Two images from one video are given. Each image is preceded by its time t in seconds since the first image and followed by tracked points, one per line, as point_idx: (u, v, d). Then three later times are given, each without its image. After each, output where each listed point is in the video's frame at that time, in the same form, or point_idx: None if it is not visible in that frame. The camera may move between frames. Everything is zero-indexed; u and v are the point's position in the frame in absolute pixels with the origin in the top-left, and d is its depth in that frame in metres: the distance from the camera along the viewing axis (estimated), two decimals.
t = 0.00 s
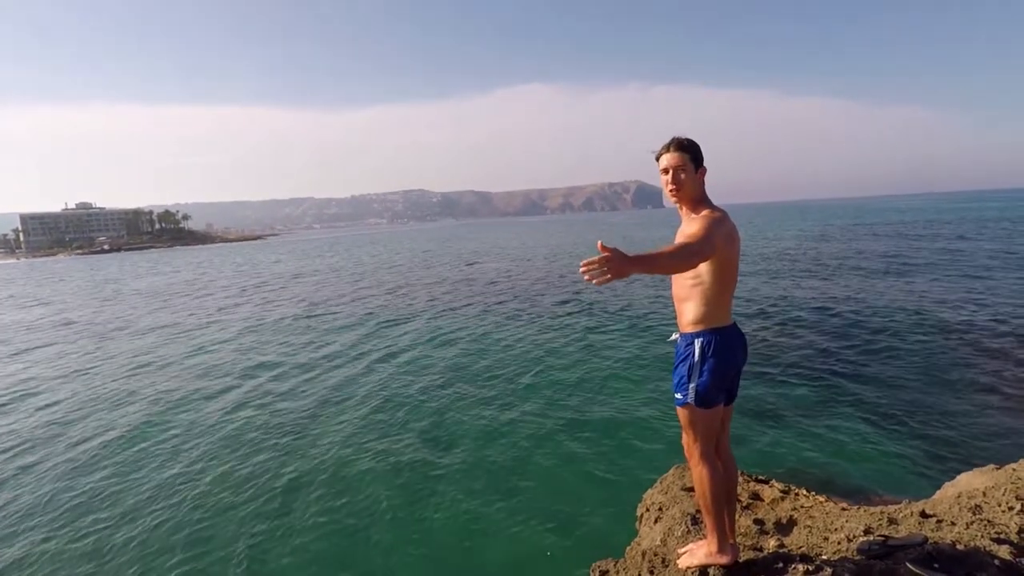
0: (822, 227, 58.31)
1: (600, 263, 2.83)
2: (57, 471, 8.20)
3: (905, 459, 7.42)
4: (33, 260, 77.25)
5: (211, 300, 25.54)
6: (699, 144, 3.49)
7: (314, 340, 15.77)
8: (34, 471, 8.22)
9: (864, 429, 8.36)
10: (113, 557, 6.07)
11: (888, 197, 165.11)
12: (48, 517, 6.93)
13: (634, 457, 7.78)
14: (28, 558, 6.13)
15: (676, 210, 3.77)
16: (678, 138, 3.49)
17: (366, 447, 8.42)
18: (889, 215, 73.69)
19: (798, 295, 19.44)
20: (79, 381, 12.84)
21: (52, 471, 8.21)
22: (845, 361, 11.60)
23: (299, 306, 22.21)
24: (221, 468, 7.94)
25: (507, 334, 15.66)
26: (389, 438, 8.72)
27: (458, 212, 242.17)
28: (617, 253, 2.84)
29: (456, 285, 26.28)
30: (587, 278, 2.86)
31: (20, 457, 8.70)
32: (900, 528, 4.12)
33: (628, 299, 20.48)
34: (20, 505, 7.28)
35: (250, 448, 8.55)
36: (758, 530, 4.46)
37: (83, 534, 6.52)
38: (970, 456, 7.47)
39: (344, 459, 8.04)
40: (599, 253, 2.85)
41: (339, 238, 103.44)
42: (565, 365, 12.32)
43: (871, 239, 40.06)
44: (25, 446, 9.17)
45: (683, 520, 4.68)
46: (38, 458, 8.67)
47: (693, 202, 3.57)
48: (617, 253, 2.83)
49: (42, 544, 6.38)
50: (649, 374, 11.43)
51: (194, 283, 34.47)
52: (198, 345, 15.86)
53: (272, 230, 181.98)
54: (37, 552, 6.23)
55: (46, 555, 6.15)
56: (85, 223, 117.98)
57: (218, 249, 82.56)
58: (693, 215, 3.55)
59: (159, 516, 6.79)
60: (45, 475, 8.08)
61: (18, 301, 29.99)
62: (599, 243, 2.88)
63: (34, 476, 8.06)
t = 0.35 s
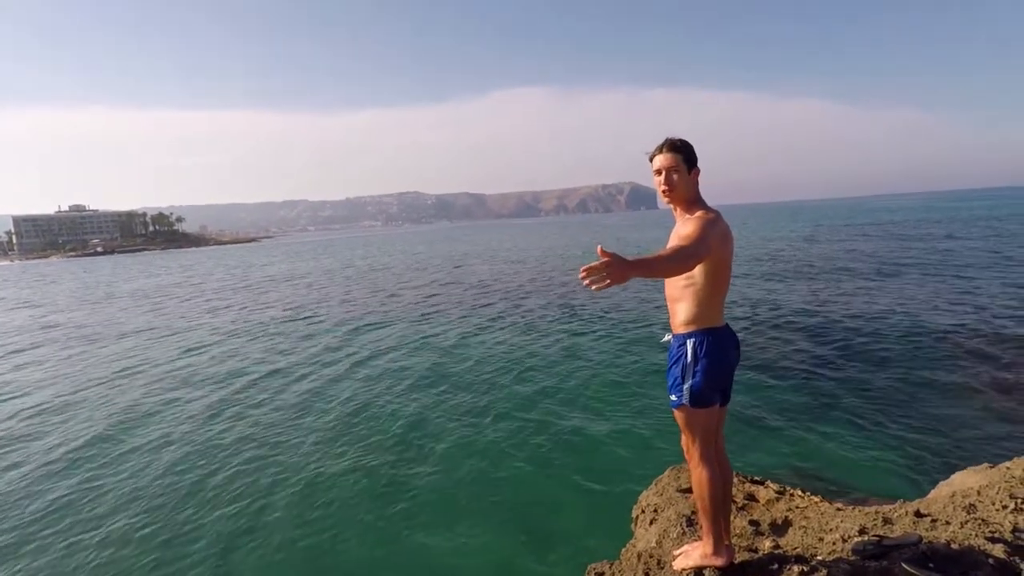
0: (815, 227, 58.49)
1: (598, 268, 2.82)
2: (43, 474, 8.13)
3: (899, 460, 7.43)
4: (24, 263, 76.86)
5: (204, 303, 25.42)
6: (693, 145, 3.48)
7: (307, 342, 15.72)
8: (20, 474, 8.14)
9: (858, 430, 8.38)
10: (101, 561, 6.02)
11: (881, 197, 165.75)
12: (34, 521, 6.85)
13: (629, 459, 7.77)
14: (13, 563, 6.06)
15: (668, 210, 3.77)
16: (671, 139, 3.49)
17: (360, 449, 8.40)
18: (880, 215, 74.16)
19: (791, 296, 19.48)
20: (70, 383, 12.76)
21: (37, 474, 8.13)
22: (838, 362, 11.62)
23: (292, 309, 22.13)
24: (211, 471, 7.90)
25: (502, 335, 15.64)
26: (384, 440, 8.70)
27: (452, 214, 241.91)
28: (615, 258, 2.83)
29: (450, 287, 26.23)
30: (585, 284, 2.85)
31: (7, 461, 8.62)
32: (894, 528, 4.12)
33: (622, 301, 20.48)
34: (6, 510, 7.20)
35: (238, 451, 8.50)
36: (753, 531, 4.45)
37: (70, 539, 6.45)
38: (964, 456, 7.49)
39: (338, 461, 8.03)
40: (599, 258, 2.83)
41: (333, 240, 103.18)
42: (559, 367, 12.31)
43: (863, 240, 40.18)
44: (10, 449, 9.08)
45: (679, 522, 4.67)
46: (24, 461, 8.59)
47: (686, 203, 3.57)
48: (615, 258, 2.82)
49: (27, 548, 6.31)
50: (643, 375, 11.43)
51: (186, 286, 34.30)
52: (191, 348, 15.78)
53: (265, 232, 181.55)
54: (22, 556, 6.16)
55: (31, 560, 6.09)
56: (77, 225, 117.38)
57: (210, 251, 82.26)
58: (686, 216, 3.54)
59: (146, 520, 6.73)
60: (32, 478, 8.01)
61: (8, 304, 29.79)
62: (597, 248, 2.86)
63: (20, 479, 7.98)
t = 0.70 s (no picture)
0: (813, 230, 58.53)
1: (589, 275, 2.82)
2: (36, 479, 8.11)
3: (899, 463, 7.42)
4: (22, 268, 76.81)
5: (202, 308, 25.38)
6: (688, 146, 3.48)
7: (306, 346, 15.70)
8: (14, 479, 8.12)
9: (857, 433, 8.37)
10: (93, 566, 6.01)
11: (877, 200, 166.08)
12: (26, 526, 6.84)
13: (628, 463, 7.75)
14: (5, 568, 6.05)
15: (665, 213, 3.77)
16: (665, 142, 3.49)
17: (359, 453, 8.40)
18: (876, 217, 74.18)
19: (790, 298, 19.46)
20: (68, 388, 12.73)
21: (30, 479, 8.11)
22: (837, 364, 11.61)
23: (291, 313, 22.10)
24: (207, 475, 7.90)
25: (501, 339, 15.61)
26: (382, 444, 8.69)
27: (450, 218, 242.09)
28: (607, 264, 2.83)
29: (448, 291, 26.23)
30: (576, 292, 2.85)
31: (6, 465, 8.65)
32: (893, 531, 4.11)
33: (620, 304, 20.46)
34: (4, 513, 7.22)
35: (233, 455, 8.49)
36: (752, 534, 4.44)
37: (62, 544, 6.43)
38: (962, 459, 7.48)
39: (336, 464, 8.03)
40: (590, 267, 2.84)
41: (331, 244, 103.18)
42: (558, 370, 12.30)
43: (862, 242, 40.20)
44: (3, 454, 9.06)
45: (677, 525, 4.66)
46: (20, 465, 8.59)
47: (682, 206, 3.57)
48: (606, 264, 2.82)
49: (18, 553, 6.29)
50: (642, 378, 11.42)
51: (185, 291, 34.25)
52: (189, 352, 15.75)
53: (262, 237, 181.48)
54: (14, 561, 6.16)
55: (23, 566, 6.08)
56: (74, 231, 117.12)
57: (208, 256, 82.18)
58: (682, 218, 3.54)
59: (139, 525, 6.73)
60: (25, 483, 7.99)
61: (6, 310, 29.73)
62: (588, 255, 2.86)
63: (19, 482, 8.00)
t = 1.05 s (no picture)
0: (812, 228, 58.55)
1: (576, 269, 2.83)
2: (34, 485, 8.09)
3: (901, 462, 7.40)
4: (22, 275, 76.77)
5: (202, 313, 25.36)
6: (681, 146, 3.47)
7: (306, 350, 15.69)
8: (17, 483, 8.15)
9: (858, 432, 8.37)
10: (95, 569, 6.02)
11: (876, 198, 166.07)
12: (25, 531, 6.83)
13: (630, 464, 7.74)
14: (6, 573, 6.05)
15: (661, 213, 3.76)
16: (659, 142, 3.49)
17: (360, 455, 8.40)
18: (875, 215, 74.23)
19: (790, 297, 19.46)
20: (68, 394, 12.72)
21: (28, 484, 8.09)
22: (838, 363, 11.60)
23: (291, 317, 22.09)
24: (210, 477, 7.92)
25: (501, 341, 15.60)
26: (384, 446, 8.68)
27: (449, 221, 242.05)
28: (596, 258, 2.84)
29: (449, 293, 26.23)
30: (566, 285, 2.87)
31: (9, 469, 8.68)
32: (896, 530, 4.10)
33: (620, 305, 20.45)
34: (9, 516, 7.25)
35: (231, 458, 8.49)
36: (755, 535, 4.43)
37: (61, 549, 6.42)
38: (964, 457, 7.47)
39: (338, 467, 8.03)
40: (575, 258, 2.87)
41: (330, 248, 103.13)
42: (559, 371, 12.28)
43: (861, 241, 40.21)
44: (4, 459, 9.07)
45: (680, 526, 4.65)
46: (24, 470, 8.62)
47: (677, 205, 3.56)
48: (595, 258, 2.83)
49: (17, 558, 6.28)
50: (643, 379, 11.41)
51: (185, 296, 34.23)
52: (189, 357, 15.72)
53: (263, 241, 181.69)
54: (16, 565, 6.17)
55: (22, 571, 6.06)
56: (74, 237, 117.06)
57: (208, 261, 82.16)
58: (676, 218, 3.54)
59: (138, 528, 6.72)
60: (23, 489, 7.97)
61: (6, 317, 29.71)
62: (575, 250, 2.88)
63: (22, 487, 8.03)
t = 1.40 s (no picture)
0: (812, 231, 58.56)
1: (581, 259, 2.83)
2: (32, 479, 8.08)
3: (899, 466, 7.41)
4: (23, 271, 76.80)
5: (202, 310, 25.37)
6: (683, 146, 3.47)
7: (306, 348, 15.69)
8: (19, 477, 8.17)
9: (857, 434, 8.37)
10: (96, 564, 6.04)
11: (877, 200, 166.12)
12: (24, 527, 6.83)
13: (629, 464, 7.74)
14: (8, 567, 6.08)
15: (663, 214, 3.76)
16: (660, 143, 3.49)
17: (360, 452, 8.41)
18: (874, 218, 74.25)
19: (790, 299, 19.47)
20: (67, 390, 12.74)
21: (27, 479, 8.09)
22: (837, 365, 11.60)
23: (290, 315, 22.10)
24: (210, 472, 7.93)
25: (500, 340, 15.61)
26: (384, 444, 8.69)
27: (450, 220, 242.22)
28: (600, 249, 2.84)
29: (448, 292, 26.23)
30: (571, 274, 2.86)
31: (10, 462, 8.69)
32: (894, 533, 4.10)
33: (620, 305, 20.46)
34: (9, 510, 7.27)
35: (229, 454, 8.49)
36: (754, 536, 4.43)
37: (60, 545, 6.43)
38: (964, 461, 7.47)
39: (337, 463, 8.04)
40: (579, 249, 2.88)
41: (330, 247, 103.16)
42: (558, 371, 12.28)
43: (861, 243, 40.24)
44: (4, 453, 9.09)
45: (679, 526, 4.65)
46: (24, 463, 8.63)
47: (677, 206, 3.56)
48: (598, 248, 2.83)
49: (19, 553, 6.31)
50: (642, 379, 11.41)
51: (185, 293, 34.23)
52: (189, 354, 15.70)
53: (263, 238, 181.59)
54: (18, 560, 6.19)
55: (19, 567, 6.06)
56: (76, 233, 117.08)
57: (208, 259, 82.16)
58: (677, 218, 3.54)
59: (136, 524, 6.72)
60: (21, 483, 7.97)
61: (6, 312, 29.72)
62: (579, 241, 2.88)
63: (23, 481, 8.04)
